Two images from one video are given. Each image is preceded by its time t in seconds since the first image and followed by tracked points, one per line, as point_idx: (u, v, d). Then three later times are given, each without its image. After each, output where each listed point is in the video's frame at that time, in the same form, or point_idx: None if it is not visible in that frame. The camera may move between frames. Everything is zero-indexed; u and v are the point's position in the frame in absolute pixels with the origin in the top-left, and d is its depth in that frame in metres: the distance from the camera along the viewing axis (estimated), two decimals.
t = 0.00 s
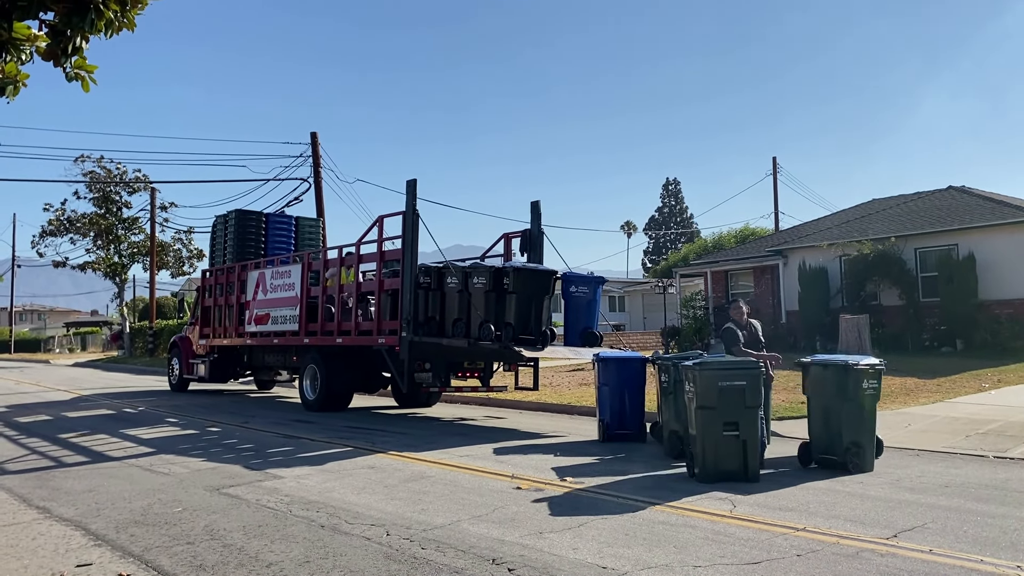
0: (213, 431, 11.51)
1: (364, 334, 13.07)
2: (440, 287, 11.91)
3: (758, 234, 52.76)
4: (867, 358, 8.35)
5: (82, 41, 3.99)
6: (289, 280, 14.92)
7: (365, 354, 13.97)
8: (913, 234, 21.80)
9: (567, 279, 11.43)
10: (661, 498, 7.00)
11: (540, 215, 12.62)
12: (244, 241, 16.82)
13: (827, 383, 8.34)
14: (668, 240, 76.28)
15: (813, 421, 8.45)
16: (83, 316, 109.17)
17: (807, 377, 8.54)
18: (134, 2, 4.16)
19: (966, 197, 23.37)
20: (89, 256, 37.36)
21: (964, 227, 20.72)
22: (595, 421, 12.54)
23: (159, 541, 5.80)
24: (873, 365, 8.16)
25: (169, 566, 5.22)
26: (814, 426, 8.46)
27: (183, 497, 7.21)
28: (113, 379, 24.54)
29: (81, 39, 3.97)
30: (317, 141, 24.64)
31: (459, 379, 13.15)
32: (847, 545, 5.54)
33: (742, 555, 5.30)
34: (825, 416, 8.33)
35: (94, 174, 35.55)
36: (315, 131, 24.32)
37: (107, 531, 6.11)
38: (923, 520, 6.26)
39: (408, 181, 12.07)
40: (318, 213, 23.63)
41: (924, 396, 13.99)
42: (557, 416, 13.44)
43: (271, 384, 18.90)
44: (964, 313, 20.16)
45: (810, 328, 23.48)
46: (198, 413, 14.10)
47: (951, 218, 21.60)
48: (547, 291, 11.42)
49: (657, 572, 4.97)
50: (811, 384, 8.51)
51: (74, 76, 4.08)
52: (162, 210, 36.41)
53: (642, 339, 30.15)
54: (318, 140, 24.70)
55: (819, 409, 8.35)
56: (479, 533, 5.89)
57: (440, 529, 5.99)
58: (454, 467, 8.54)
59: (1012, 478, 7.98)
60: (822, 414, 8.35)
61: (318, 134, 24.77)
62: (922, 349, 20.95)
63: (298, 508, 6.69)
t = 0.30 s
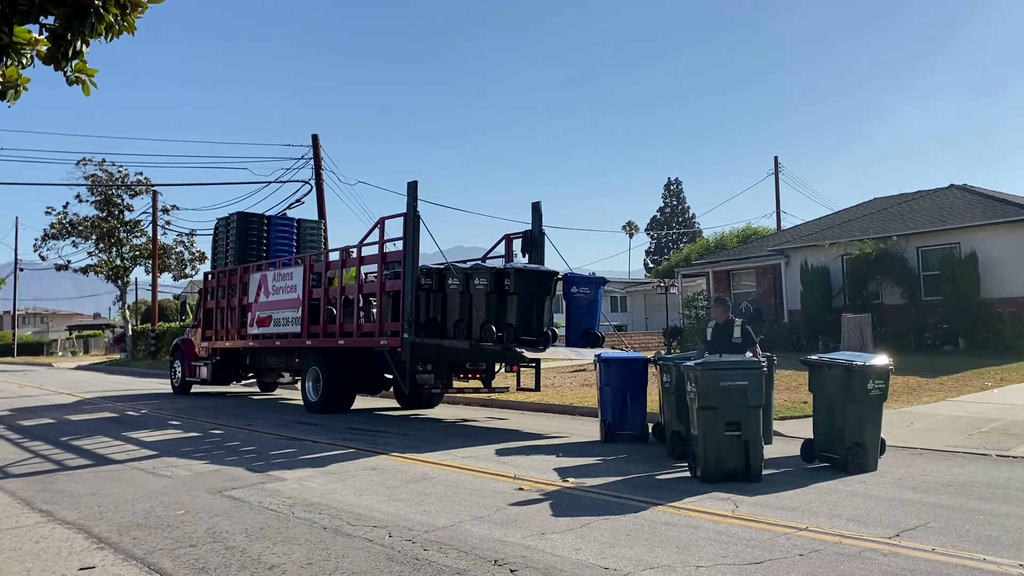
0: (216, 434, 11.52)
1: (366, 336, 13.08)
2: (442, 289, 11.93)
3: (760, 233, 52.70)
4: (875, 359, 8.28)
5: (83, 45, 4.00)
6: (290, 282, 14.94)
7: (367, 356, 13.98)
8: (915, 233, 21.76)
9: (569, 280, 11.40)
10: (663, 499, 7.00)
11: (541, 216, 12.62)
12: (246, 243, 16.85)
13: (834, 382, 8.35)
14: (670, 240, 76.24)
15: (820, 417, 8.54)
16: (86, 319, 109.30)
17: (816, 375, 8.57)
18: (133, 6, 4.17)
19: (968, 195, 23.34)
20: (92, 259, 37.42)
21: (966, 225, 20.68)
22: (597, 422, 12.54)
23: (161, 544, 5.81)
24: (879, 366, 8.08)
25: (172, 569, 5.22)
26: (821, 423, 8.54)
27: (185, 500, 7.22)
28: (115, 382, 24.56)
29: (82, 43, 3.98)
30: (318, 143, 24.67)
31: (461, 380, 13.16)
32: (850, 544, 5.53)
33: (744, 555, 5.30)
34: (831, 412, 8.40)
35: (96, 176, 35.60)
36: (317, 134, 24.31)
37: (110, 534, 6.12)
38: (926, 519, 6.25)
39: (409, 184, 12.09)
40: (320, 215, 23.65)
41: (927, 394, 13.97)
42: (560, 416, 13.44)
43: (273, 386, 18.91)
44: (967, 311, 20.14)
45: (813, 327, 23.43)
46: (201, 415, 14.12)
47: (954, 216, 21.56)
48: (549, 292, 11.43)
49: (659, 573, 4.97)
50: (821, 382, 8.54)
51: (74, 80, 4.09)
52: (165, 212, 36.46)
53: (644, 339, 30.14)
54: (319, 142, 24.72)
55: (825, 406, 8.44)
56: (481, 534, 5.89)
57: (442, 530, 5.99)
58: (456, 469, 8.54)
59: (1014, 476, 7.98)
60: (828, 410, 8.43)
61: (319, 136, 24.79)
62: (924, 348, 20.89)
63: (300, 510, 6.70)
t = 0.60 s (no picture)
0: (218, 436, 11.54)
1: (367, 337, 13.08)
2: (442, 289, 11.93)
3: (762, 232, 52.70)
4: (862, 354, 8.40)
5: (82, 48, 4.01)
6: (292, 284, 14.95)
7: (368, 357, 13.99)
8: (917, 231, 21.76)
9: (570, 280, 11.37)
10: (665, 499, 6.99)
11: (541, 216, 12.62)
12: (247, 245, 16.87)
13: (825, 381, 8.37)
14: (672, 240, 76.27)
15: (815, 419, 8.43)
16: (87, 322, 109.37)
17: (805, 376, 8.53)
18: (133, 9, 4.16)
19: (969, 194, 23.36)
20: (93, 261, 37.45)
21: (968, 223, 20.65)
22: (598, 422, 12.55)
23: (162, 546, 5.81)
24: (869, 361, 8.20)
25: (173, 571, 5.23)
26: (815, 425, 8.46)
27: (187, 502, 7.23)
28: (117, 384, 24.57)
29: (81, 46, 3.99)
30: (318, 144, 24.68)
31: (463, 381, 13.15)
32: (851, 544, 5.53)
33: (746, 555, 5.29)
34: (825, 412, 8.34)
35: (98, 179, 35.63)
36: (317, 135, 24.30)
37: (111, 536, 6.12)
38: (928, 518, 6.25)
39: (410, 185, 12.09)
40: (320, 216, 23.67)
41: (928, 393, 13.95)
42: (561, 417, 13.43)
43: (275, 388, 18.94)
44: (969, 310, 20.11)
45: (814, 326, 23.35)
46: (203, 417, 14.13)
47: (955, 215, 21.54)
48: (549, 292, 11.43)
49: (660, 573, 4.96)
50: (811, 382, 8.51)
51: (74, 83, 4.10)
52: (166, 215, 36.47)
53: (645, 339, 30.14)
54: (319, 143, 24.73)
55: (819, 407, 8.36)
56: (483, 535, 5.89)
57: (444, 531, 5.99)
58: (457, 469, 8.54)
59: (1015, 474, 7.98)
60: (822, 410, 8.35)
61: (320, 138, 24.81)
62: (925, 346, 20.86)
63: (302, 512, 6.71)
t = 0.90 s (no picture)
0: (220, 436, 11.55)
1: (369, 338, 13.09)
2: (445, 290, 11.94)
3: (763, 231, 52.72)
4: (873, 356, 8.30)
5: (83, 49, 4.02)
6: (294, 284, 14.96)
7: (371, 357, 14.00)
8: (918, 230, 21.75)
9: (571, 280, 11.40)
10: (667, 498, 6.99)
11: (543, 216, 12.62)
12: (249, 246, 16.88)
13: (833, 381, 8.35)
14: (673, 239, 76.24)
15: (821, 417, 8.46)
16: (89, 323, 109.46)
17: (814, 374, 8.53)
18: (134, 9, 4.16)
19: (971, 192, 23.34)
20: (95, 263, 37.50)
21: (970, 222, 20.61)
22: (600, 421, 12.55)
23: (166, 547, 5.82)
24: (878, 363, 8.11)
25: (176, 571, 5.24)
26: (822, 423, 8.47)
27: (190, 502, 7.24)
28: (120, 385, 24.61)
29: (82, 48, 4.01)
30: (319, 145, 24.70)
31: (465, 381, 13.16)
32: (854, 542, 5.53)
33: (748, 555, 5.29)
34: (831, 410, 8.36)
35: (100, 181, 35.67)
36: (319, 136, 24.29)
37: (114, 537, 6.14)
38: (930, 516, 6.25)
39: (413, 185, 12.08)
40: (322, 217, 23.69)
41: (930, 392, 13.93)
42: (563, 416, 13.44)
43: (278, 389, 18.97)
44: (971, 308, 20.08)
45: (816, 325, 23.35)
46: (206, 417, 14.15)
47: (957, 213, 21.51)
48: (551, 292, 11.43)
49: (663, 573, 4.96)
50: (820, 381, 8.51)
51: (75, 84, 4.10)
52: (168, 216, 36.49)
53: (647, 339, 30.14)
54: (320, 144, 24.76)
55: (826, 406, 8.37)
56: (485, 534, 5.90)
57: (446, 531, 5.99)
58: (460, 469, 8.55)
59: (1018, 472, 7.97)
60: (829, 410, 8.37)
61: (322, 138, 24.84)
62: (927, 344, 20.84)
63: (305, 512, 6.72)
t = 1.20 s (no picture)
0: (221, 436, 11.56)
1: (370, 337, 13.10)
2: (445, 289, 11.94)
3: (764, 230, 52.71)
4: (870, 354, 8.32)
5: (83, 50, 4.02)
6: (294, 284, 14.97)
7: (372, 357, 14.01)
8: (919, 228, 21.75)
9: (571, 279, 11.40)
10: (667, 497, 6.99)
11: (543, 215, 12.63)
12: (250, 246, 16.89)
13: (831, 380, 8.33)
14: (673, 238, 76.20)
15: (819, 417, 8.43)
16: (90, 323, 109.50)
17: (811, 374, 8.51)
18: (134, 10, 4.17)
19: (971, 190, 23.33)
20: (96, 263, 37.50)
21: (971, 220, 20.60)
22: (601, 420, 12.56)
23: (167, 546, 5.83)
24: (876, 361, 8.12)
25: (177, 571, 5.25)
26: (820, 423, 8.46)
27: (191, 502, 7.25)
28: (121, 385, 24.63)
29: (83, 48, 4.01)
30: (320, 144, 24.70)
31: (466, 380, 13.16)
32: (855, 541, 5.53)
33: (749, 553, 5.29)
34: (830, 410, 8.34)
35: (100, 180, 35.66)
36: (319, 136, 24.30)
37: (116, 537, 6.14)
38: (931, 514, 6.25)
39: (413, 184, 12.09)
40: (322, 216, 23.70)
41: (931, 390, 13.92)
42: (564, 415, 13.45)
43: (279, 388, 18.98)
44: (972, 307, 20.06)
45: (816, 324, 23.34)
46: (207, 417, 14.16)
47: (957, 212, 21.51)
48: (551, 291, 11.43)
49: (663, 572, 4.97)
50: (817, 381, 8.49)
51: (75, 85, 4.11)
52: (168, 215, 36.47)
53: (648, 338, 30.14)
54: (321, 143, 24.76)
55: (824, 405, 8.36)
56: (486, 534, 5.91)
57: (447, 530, 6.00)
58: (460, 469, 8.56)
59: (1018, 471, 7.97)
60: (827, 409, 8.35)
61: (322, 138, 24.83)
62: (928, 343, 20.83)
63: (306, 511, 6.72)
